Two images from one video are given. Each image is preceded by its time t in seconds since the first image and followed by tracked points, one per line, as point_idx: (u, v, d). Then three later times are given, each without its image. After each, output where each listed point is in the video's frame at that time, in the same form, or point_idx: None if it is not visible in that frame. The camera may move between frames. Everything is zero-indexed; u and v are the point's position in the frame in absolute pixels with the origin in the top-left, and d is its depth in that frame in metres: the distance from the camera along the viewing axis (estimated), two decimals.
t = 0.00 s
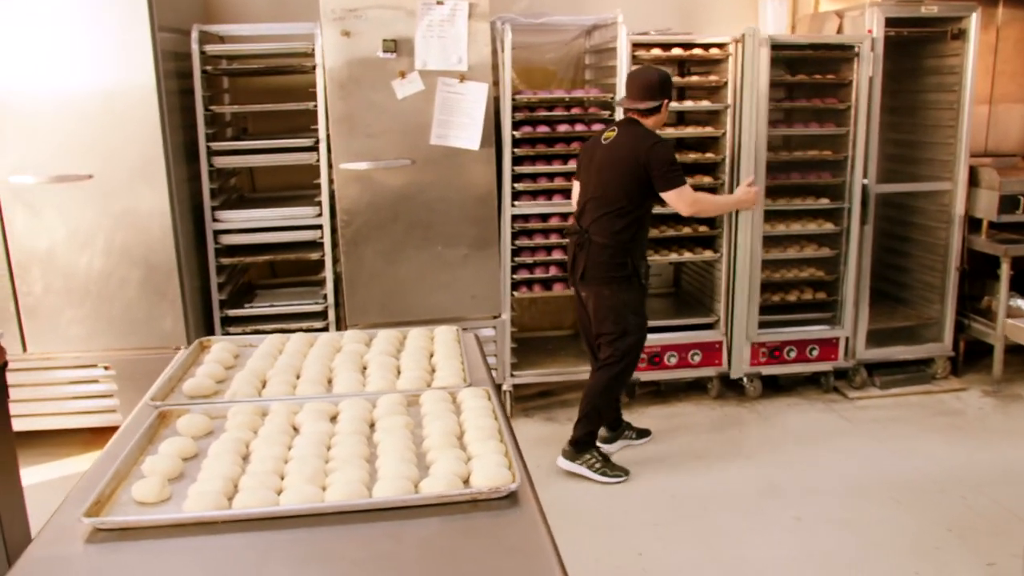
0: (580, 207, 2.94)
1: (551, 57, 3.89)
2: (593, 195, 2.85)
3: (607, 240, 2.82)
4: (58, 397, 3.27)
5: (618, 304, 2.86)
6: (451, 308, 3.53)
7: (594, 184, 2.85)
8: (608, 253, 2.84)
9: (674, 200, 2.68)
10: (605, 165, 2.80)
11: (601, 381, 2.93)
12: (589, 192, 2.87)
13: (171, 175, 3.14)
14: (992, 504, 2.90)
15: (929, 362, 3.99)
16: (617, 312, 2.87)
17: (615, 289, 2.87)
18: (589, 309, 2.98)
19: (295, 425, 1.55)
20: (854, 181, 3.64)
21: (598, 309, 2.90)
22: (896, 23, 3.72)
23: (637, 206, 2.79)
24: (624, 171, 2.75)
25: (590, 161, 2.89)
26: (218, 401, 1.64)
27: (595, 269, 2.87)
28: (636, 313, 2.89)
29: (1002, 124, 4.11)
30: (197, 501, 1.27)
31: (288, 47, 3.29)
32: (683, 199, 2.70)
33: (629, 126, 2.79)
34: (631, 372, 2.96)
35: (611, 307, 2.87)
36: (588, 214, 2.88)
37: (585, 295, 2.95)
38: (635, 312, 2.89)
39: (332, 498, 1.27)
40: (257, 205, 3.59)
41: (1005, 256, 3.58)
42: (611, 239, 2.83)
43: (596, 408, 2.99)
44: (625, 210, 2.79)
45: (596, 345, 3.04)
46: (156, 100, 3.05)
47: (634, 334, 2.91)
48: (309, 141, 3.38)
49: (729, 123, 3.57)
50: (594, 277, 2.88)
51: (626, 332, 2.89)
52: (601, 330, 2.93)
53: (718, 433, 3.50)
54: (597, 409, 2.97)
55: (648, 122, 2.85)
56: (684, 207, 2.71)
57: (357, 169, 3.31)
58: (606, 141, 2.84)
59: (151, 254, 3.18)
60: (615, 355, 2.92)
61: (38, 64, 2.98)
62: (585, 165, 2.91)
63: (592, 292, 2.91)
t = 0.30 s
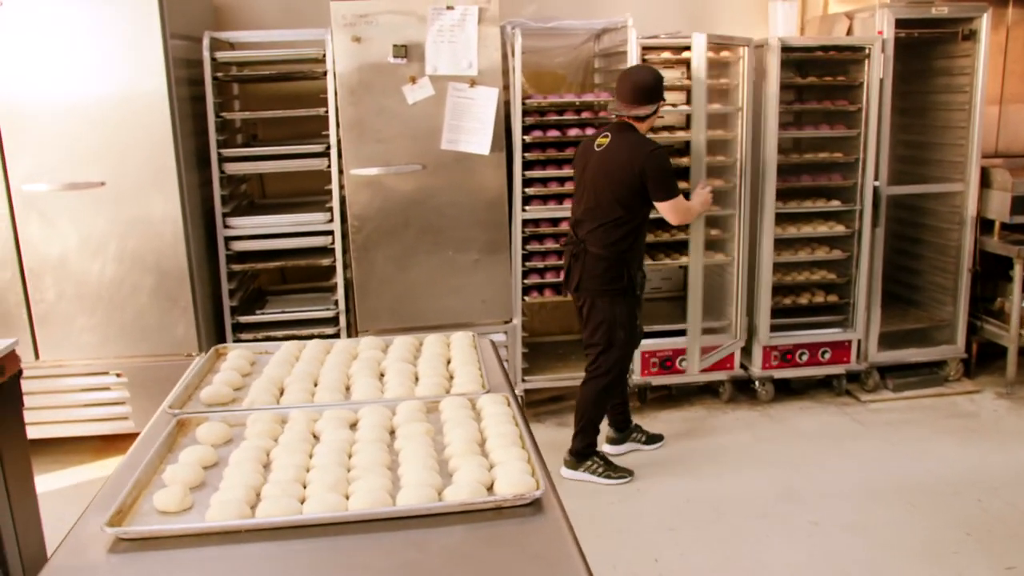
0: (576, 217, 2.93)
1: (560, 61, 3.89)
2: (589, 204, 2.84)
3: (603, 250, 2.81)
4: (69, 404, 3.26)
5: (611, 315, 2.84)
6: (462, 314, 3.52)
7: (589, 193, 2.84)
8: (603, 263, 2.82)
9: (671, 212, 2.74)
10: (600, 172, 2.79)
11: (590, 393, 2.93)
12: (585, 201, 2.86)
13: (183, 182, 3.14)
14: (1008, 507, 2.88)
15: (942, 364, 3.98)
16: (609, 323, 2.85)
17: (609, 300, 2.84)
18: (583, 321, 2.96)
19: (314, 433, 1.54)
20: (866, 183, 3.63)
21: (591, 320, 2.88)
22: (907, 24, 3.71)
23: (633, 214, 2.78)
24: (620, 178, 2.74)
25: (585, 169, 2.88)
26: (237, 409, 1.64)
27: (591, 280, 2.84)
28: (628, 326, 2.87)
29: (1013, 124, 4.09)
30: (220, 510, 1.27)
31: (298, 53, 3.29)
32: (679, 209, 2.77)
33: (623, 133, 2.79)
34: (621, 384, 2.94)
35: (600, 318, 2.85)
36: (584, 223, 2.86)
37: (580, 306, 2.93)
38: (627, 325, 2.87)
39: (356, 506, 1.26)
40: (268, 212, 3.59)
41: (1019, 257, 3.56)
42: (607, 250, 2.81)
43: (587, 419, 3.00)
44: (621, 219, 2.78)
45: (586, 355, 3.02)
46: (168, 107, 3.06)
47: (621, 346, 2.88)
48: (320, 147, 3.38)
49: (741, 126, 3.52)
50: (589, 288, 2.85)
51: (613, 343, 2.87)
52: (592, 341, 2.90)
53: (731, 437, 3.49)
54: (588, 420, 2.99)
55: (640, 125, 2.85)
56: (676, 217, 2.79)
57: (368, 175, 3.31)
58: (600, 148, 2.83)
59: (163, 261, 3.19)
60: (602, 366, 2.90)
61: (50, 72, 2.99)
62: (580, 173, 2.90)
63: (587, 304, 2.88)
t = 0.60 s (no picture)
0: (578, 222, 2.92)
1: (568, 67, 3.89)
2: (590, 207, 2.83)
3: (607, 251, 2.80)
4: (78, 412, 3.25)
5: (618, 319, 2.82)
6: (471, 320, 3.52)
7: (589, 197, 2.83)
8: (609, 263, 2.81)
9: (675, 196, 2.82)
10: (599, 175, 2.78)
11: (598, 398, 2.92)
12: (586, 204, 2.85)
13: (192, 189, 3.14)
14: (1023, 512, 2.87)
15: (952, 369, 3.96)
16: (617, 326, 2.83)
17: (617, 303, 2.83)
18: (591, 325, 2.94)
19: (335, 441, 1.53)
20: (875, 188, 3.62)
21: (598, 324, 2.86)
22: (915, 29, 3.71)
23: (635, 212, 2.78)
24: (620, 179, 2.73)
25: (581, 173, 2.87)
26: (255, 418, 1.63)
27: (598, 283, 2.83)
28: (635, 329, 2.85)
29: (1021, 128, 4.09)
30: (243, 520, 1.26)
31: (307, 59, 3.29)
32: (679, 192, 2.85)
33: (617, 134, 2.79)
34: (629, 388, 2.91)
35: (608, 323, 2.83)
36: (588, 227, 2.85)
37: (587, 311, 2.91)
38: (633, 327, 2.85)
39: (381, 515, 1.25)
40: (276, 218, 3.59)
41: None
42: (611, 251, 2.80)
43: (596, 425, 2.99)
44: (624, 219, 2.78)
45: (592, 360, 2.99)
46: (177, 114, 3.05)
47: (630, 349, 2.86)
48: (329, 154, 3.37)
49: (750, 130, 3.52)
50: (596, 292, 2.84)
51: (621, 347, 2.85)
52: (598, 346, 2.88)
53: (742, 443, 3.47)
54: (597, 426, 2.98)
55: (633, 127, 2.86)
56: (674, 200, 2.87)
57: (377, 181, 3.31)
58: (596, 152, 2.82)
59: (172, 268, 3.18)
60: (609, 371, 2.88)
61: (58, 79, 2.99)
62: (578, 178, 2.90)
63: (594, 308, 2.87)
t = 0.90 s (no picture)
0: (578, 220, 2.91)
1: (570, 69, 3.89)
2: (591, 205, 2.83)
3: (610, 248, 2.79)
4: (78, 413, 3.23)
5: (624, 314, 2.82)
6: (473, 321, 3.51)
7: (590, 195, 2.83)
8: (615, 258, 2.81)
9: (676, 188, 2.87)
10: (599, 174, 2.78)
11: (606, 396, 2.91)
12: (586, 203, 2.84)
13: (194, 188, 3.12)
14: None
15: (951, 373, 3.97)
16: (623, 322, 2.83)
17: (620, 299, 2.83)
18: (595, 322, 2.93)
19: (347, 444, 1.53)
20: (876, 192, 3.63)
21: (604, 322, 2.85)
22: (917, 33, 3.72)
23: (636, 208, 2.79)
24: (620, 178, 2.73)
25: (581, 173, 2.87)
26: (265, 419, 1.61)
27: (601, 280, 2.83)
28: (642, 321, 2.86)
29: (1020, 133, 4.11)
30: (258, 523, 1.25)
31: (309, 60, 3.28)
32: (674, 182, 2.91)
33: (617, 133, 2.78)
34: (637, 383, 2.91)
35: (614, 319, 2.83)
36: (588, 225, 2.85)
37: (591, 309, 2.91)
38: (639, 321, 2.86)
39: (397, 518, 1.25)
40: (278, 219, 3.58)
41: None
42: (613, 247, 2.80)
43: (604, 423, 2.99)
44: (626, 215, 2.78)
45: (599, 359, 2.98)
46: (180, 113, 3.04)
47: (637, 345, 2.85)
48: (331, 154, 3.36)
49: (752, 133, 3.52)
50: (600, 289, 2.84)
51: (629, 343, 2.85)
52: (606, 343, 2.88)
53: (743, 446, 3.47)
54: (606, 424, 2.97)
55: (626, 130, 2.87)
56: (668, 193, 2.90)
57: (379, 182, 3.30)
58: (595, 152, 2.82)
59: (174, 268, 3.16)
60: (618, 368, 2.87)
61: (59, 77, 2.97)
62: (577, 176, 2.89)
63: (598, 305, 2.86)
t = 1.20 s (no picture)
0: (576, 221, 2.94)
1: (564, 70, 3.89)
2: (580, 208, 2.84)
3: (590, 250, 2.79)
4: (68, 412, 3.20)
5: (600, 317, 2.80)
6: (467, 321, 3.51)
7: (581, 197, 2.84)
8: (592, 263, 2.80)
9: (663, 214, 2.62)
10: (585, 179, 2.78)
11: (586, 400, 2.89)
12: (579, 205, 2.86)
13: (187, 186, 3.10)
14: (1015, 519, 2.89)
15: (941, 376, 3.99)
16: (600, 325, 2.81)
17: (599, 302, 2.81)
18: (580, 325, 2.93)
19: (348, 444, 1.52)
20: (869, 195, 3.64)
21: (584, 324, 2.85)
22: (911, 38, 3.75)
23: (617, 214, 2.73)
24: (600, 184, 2.70)
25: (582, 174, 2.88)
26: (264, 419, 1.60)
27: (581, 281, 2.84)
28: (621, 327, 2.81)
29: (1010, 138, 4.14)
30: (261, 524, 1.24)
31: (305, 57, 3.26)
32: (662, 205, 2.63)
33: (611, 137, 2.72)
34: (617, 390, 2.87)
35: (591, 321, 2.82)
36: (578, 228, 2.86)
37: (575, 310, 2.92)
38: (619, 326, 2.83)
39: (402, 519, 1.24)
40: (272, 217, 3.56)
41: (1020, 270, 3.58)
42: (594, 250, 2.79)
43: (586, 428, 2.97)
44: (606, 221, 2.75)
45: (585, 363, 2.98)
46: (174, 110, 3.02)
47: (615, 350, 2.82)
48: (326, 153, 3.35)
49: (747, 135, 3.53)
50: (580, 290, 2.85)
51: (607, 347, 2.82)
52: (586, 344, 2.87)
53: (736, 448, 3.48)
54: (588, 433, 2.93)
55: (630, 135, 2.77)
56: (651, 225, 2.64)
57: (374, 181, 3.28)
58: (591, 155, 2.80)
59: (167, 266, 3.14)
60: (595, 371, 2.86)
61: (52, 73, 2.94)
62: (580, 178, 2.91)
63: (579, 306, 2.87)
